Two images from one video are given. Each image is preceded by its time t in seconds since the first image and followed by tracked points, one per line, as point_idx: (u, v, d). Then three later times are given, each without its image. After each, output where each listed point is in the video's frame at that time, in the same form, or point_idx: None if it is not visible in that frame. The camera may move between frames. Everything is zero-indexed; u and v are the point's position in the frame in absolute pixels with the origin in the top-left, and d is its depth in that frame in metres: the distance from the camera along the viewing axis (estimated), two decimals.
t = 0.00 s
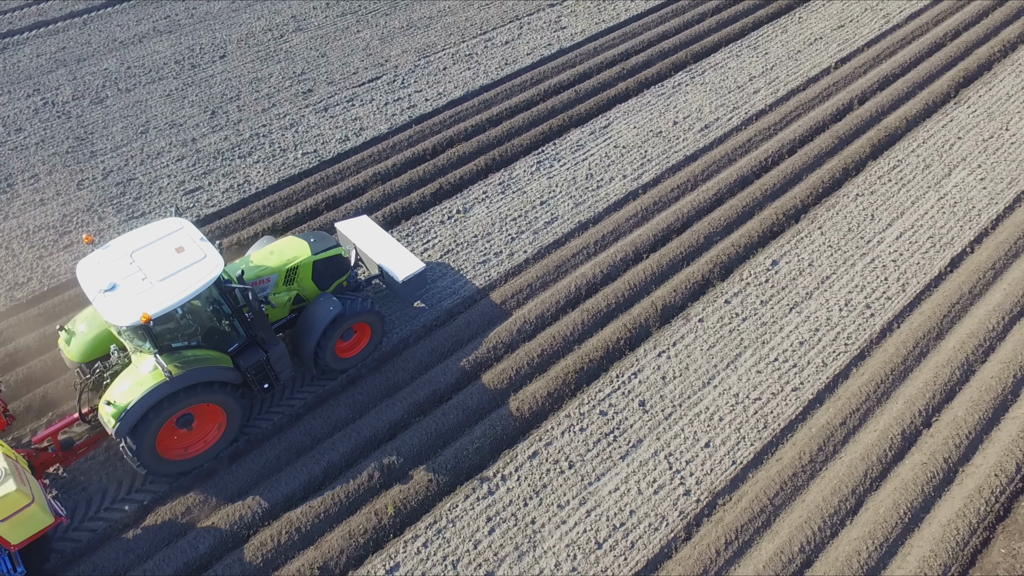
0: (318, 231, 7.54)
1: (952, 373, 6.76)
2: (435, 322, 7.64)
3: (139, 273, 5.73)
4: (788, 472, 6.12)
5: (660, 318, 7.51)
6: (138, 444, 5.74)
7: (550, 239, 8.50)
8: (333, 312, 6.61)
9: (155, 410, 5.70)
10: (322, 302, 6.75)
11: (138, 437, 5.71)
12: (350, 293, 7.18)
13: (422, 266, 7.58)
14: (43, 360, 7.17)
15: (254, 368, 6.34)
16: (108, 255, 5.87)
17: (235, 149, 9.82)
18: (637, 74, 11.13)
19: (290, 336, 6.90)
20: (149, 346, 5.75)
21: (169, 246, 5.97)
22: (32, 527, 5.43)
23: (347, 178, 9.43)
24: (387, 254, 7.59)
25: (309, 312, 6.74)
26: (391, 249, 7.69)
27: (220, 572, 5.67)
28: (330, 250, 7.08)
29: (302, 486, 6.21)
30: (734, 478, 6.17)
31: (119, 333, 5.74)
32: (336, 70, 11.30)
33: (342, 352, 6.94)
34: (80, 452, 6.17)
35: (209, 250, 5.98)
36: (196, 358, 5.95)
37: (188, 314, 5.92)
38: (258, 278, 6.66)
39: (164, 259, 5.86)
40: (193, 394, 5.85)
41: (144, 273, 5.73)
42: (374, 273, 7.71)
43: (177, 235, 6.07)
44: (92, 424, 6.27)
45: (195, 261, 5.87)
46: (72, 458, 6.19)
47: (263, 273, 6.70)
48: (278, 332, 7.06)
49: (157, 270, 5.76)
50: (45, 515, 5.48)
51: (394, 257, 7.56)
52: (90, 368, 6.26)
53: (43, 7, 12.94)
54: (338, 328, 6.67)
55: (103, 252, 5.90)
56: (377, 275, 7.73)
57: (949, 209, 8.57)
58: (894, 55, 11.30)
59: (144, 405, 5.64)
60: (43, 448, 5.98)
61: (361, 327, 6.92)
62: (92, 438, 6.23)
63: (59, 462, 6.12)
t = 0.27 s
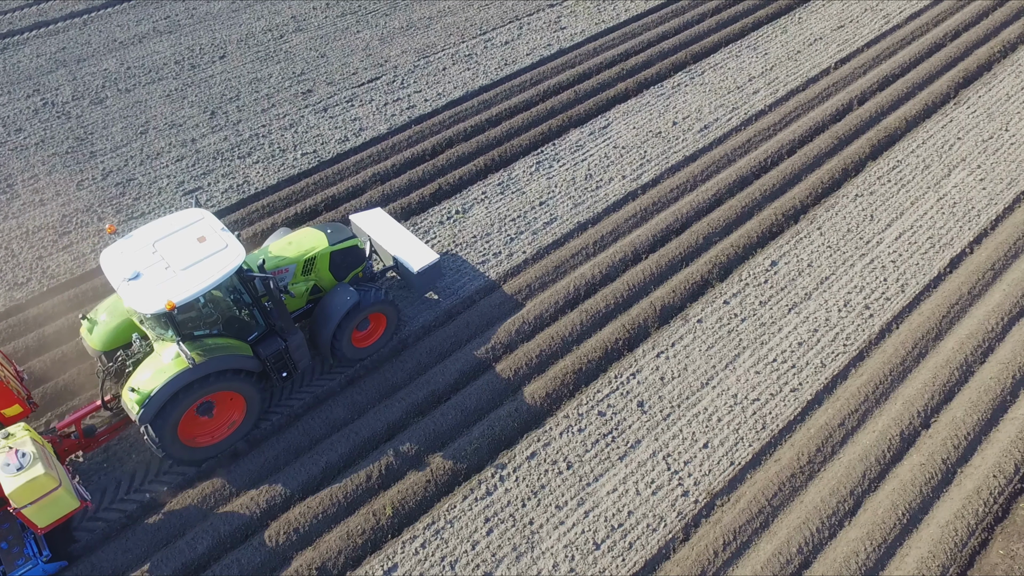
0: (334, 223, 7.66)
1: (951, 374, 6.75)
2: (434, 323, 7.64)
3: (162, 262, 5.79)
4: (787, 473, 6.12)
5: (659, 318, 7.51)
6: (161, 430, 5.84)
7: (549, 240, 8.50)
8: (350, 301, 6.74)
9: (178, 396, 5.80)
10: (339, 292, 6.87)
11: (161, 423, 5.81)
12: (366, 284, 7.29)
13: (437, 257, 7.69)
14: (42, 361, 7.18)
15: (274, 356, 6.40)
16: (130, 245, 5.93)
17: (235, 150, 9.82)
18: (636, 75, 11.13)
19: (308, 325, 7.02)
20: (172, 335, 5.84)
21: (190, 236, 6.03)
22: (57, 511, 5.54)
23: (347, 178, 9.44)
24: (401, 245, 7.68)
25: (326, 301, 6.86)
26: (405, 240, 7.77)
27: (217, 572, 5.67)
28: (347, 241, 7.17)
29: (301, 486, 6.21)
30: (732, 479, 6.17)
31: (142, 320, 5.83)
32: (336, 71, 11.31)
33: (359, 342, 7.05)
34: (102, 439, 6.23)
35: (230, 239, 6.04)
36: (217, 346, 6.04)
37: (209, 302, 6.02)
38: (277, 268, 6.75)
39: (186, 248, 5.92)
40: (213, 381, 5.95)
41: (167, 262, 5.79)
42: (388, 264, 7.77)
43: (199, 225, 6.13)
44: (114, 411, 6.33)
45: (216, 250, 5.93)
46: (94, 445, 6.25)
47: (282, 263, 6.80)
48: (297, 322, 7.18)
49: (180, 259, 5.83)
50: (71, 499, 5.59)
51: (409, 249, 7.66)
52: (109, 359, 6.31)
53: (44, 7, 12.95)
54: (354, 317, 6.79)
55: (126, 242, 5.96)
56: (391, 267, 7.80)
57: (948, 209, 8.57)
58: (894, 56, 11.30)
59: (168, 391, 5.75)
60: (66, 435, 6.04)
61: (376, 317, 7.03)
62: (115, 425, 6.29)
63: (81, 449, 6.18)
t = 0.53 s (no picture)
0: (349, 215, 7.77)
1: (949, 375, 6.74)
2: (433, 324, 7.64)
3: (182, 252, 5.86)
4: (785, 474, 6.11)
5: (657, 319, 7.51)
6: (181, 417, 5.88)
7: (548, 240, 8.50)
8: (365, 291, 6.81)
9: (197, 384, 5.85)
10: (354, 282, 6.96)
11: (182, 410, 5.86)
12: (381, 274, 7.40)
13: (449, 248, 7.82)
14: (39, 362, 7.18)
15: (291, 345, 6.47)
16: (150, 235, 6.00)
17: (233, 150, 9.82)
18: (636, 75, 11.12)
19: (323, 315, 7.09)
20: (193, 323, 5.91)
21: (209, 226, 6.10)
22: (81, 497, 5.63)
23: (345, 179, 9.43)
24: (415, 237, 7.81)
25: (342, 291, 6.95)
26: (418, 232, 7.90)
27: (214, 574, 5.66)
28: (362, 232, 7.30)
29: (297, 488, 6.20)
30: (730, 480, 6.16)
31: (163, 309, 5.92)
32: (335, 71, 11.31)
33: (373, 332, 7.16)
34: (123, 428, 6.38)
35: (248, 229, 6.12)
36: (236, 334, 6.10)
37: (229, 292, 6.09)
38: (294, 258, 6.89)
39: (205, 238, 5.99)
40: (231, 370, 6.00)
41: (187, 251, 5.86)
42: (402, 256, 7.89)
43: (217, 215, 6.20)
44: (134, 400, 6.48)
45: (236, 240, 6.00)
46: (114, 433, 6.38)
47: (299, 253, 6.93)
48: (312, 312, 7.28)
49: (200, 248, 5.90)
50: (95, 485, 5.68)
51: (423, 241, 7.78)
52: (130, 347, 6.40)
53: (43, 7, 12.95)
54: (369, 307, 6.88)
55: (146, 232, 6.03)
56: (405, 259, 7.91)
57: (947, 210, 8.56)
58: (894, 56, 11.29)
59: (188, 379, 5.80)
60: (88, 423, 6.16)
61: (391, 308, 7.14)
62: (135, 414, 6.45)
63: (101, 437, 6.31)
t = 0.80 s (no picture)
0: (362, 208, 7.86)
1: (949, 375, 6.73)
2: (431, 325, 7.62)
3: (200, 242, 5.94)
4: (783, 475, 6.10)
5: (656, 319, 7.50)
6: (198, 405, 5.98)
7: (547, 240, 8.49)
8: (378, 282, 6.88)
9: (214, 373, 5.94)
10: (367, 273, 7.03)
11: (200, 397, 5.96)
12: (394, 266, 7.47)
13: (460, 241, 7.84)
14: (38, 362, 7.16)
15: (306, 335, 6.56)
16: (168, 225, 6.08)
17: (232, 150, 9.80)
18: (635, 75, 11.11)
19: (337, 306, 7.14)
20: (210, 312, 6.01)
21: (226, 217, 6.18)
22: (103, 482, 5.71)
23: (344, 178, 9.42)
24: (426, 229, 7.86)
25: (355, 282, 7.01)
26: (429, 224, 7.95)
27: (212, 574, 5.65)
28: (375, 224, 7.38)
29: (295, 488, 6.19)
30: (729, 480, 6.15)
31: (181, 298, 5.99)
32: (334, 71, 11.29)
33: (386, 323, 7.24)
34: (139, 418, 6.35)
35: (265, 220, 6.19)
36: (253, 324, 6.18)
37: (245, 282, 6.14)
38: (309, 248, 6.95)
39: (223, 229, 6.07)
40: (248, 359, 6.08)
41: (205, 241, 5.94)
42: (414, 248, 7.94)
43: (234, 206, 6.28)
44: (151, 389, 6.48)
45: (252, 230, 6.08)
46: (131, 423, 6.36)
47: (313, 244, 6.99)
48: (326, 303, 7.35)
49: (217, 239, 5.98)
50: (115, 472, 5.74)
51: (434, 233, 7.83)
52: (147, 337, 6.39)
53: (43, 7, 12.95)
54: (383, 298, 6.94)
55: (164, 223, 6.12)
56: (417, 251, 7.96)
57: (947, 209, 8.55)
58: (893, 56, 11.27)
59: (206, 368, 5.88)
60: (105, 412, 6.16)
61: (403, 299, 7.21)
62: (151, 404, 6.42)
63: (119, 426, 6.29)
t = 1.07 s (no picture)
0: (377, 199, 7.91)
1: (948, 375, 6.72)
2: (430, 326, 7.62)
3: (222, 231, 6.01)
4: (783, 475, 6.09)
5: (656, 319, 7.49)
6: (219, 393, 6.02)
7: (546, 240, 8.49)
8: (395, 271, 6.95)
9: (235, 361, 6.00)
10: (384, 262, 7.08)
11: (221, 384, 6.00)
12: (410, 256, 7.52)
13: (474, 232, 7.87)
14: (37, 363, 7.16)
15: (325, 324, 6.62)
16: (190, 215, 6.16)
17: (231, 150, 9.81)
18: (635, 75, 11.10)
19: (354, 296, 7.18)
20: (232, 300, 6.09)
21: (247, 206, 6.25)
22: (127, 466, 5.79)
23: (344, 178, 9.42)
24: (441, 221, 7.88)
25: (372, 272, 7.06)
26: (443, 216, 7.98)
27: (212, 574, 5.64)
28: (391, 215, 7.42)
29: (294, 488, 6.20)
30: (728, 481, 6.15)
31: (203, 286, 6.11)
32: (334, 71, 11.29)
33: (402, 313, 7.33)
34: (159, 405, 6.48)
35: (285, 210, 6.26)
36: (273, 312, 6.24)
37: (266, 270, 6.23)
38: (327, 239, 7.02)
39: (244, 218, 6.14)
40: (269, 347, 6.15)
41: (227, 230, 6.02)
42: (428, 239, 8.05)
43: (254, 196, 6.35)
44: (171, 377, 6.61)
45: (274, 220, 6.16)
46: (151, 410, 6.49)
47: (330, 235, 7.06)
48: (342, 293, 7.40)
49: (239, 228, 6.05)
50: (139, 456, 5.82)
51: (448, 224, 7.85)
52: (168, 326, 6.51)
53: (43, 7, 12.95)
54: (399, 287, 7.02)
55: (186, 212, 6.19)
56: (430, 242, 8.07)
57: (947, 210, 8.54)
58: (893, 55, 11.26)
59: (228, 355, 5.95)
60: (127, 399, 6.28)
61: (419, 289, 7.30)
62: (171, 391, 6.56)
63: (140, 413, 6.41)
